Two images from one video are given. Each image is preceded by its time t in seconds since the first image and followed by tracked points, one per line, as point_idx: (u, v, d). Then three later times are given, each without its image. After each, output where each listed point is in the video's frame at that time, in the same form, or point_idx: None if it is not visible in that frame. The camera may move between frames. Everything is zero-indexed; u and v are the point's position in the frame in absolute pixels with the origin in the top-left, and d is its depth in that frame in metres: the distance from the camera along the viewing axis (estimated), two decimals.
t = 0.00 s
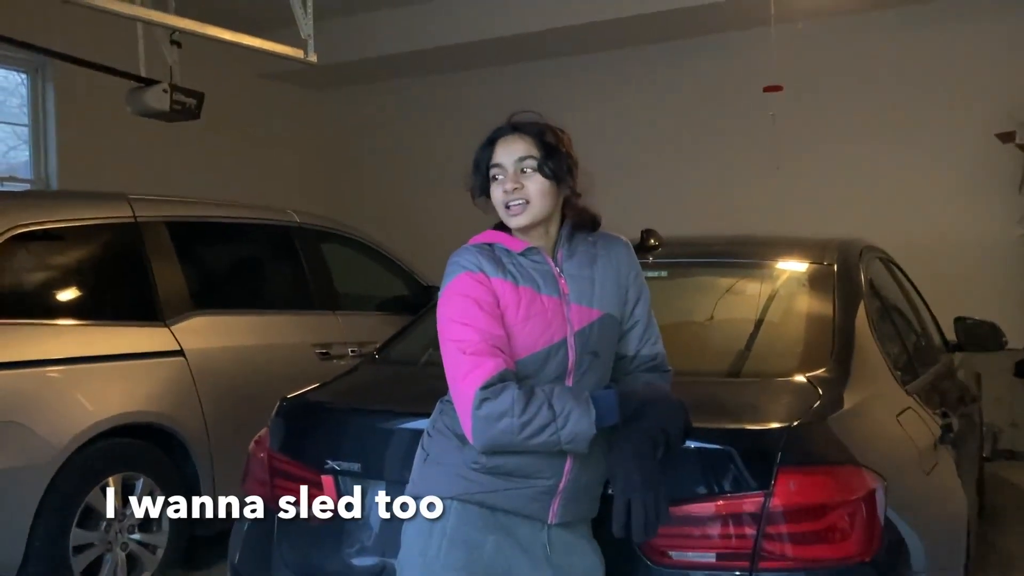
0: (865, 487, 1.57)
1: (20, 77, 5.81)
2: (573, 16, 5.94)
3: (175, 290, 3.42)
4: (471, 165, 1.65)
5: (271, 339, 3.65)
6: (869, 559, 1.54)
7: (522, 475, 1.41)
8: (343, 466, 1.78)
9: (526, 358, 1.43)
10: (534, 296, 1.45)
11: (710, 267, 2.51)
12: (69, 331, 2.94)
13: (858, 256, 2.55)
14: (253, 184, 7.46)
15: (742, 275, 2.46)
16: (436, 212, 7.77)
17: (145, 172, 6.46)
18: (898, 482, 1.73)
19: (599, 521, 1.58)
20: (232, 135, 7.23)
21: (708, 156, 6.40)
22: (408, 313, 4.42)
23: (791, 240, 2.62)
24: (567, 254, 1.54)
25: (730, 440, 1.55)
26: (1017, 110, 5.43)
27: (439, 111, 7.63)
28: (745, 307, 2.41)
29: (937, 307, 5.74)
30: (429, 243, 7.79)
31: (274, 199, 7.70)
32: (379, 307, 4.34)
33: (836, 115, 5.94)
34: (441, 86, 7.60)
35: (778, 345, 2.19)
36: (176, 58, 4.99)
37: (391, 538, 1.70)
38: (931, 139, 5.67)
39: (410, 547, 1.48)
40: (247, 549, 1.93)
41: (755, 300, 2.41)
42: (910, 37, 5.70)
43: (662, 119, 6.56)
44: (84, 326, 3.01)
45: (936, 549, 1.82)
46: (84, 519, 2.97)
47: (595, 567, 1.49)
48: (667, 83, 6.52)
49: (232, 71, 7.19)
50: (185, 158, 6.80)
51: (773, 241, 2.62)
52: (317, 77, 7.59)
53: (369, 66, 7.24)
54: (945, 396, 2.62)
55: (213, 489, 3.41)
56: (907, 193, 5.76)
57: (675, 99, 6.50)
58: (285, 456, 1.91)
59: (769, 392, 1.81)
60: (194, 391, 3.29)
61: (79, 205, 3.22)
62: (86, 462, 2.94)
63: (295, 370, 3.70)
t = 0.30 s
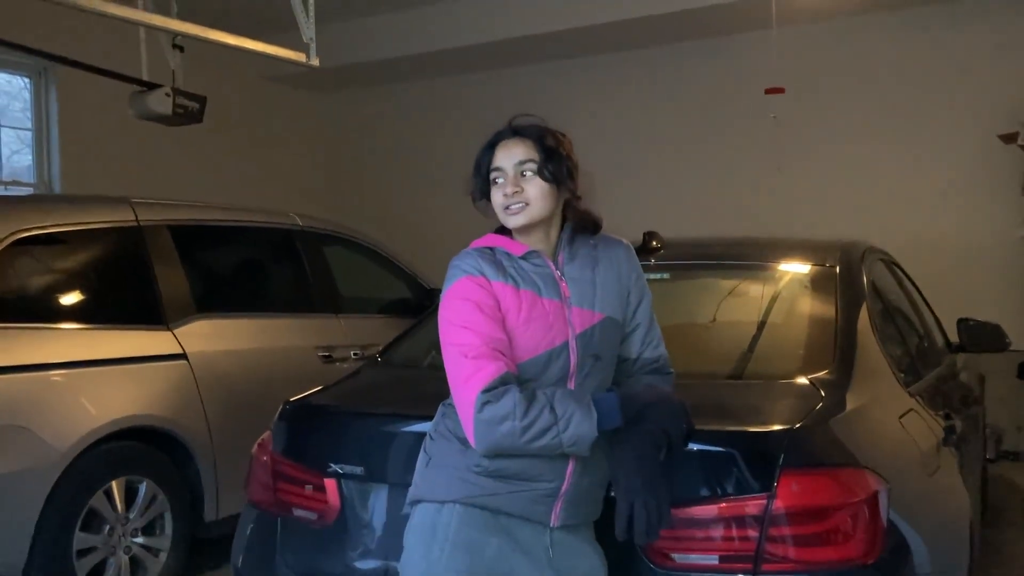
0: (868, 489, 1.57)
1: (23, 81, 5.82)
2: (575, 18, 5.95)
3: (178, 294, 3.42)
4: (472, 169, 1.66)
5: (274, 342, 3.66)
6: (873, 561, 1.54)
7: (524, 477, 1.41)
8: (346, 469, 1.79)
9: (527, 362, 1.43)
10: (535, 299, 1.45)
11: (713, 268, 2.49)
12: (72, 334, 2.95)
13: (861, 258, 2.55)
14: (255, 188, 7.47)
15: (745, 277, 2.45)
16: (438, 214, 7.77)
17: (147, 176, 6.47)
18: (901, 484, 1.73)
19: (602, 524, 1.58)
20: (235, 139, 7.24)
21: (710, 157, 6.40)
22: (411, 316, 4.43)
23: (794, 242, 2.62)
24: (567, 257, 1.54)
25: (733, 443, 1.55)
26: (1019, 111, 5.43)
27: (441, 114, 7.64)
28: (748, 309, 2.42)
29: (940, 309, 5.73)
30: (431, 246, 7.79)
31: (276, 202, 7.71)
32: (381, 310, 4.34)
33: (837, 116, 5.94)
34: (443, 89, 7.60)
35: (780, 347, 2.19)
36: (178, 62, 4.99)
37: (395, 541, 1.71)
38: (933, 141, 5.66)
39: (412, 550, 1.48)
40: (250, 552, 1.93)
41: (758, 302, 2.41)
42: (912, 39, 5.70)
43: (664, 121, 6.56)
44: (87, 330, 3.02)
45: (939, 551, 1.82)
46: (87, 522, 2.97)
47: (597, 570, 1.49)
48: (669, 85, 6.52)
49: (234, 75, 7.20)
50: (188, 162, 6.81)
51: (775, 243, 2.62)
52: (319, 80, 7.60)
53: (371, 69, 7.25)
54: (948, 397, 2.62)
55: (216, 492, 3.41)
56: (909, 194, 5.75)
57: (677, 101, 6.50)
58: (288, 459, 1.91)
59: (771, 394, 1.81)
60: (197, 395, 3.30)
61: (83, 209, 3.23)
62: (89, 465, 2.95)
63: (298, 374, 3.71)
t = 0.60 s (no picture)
0: (869, 491, 1.57)
1: (25, 85, 5.84)
2: (576, 21, 5.96)
3: (180, 297, 3.43)
4: (480, 163, 1.61)
5: (276, 346, 3.66)
6: (875, 563, 1.54)
7: (524, 480, 1.41)
8: (347, 472, 1.79)
9: (527, 365, 1.43)
10: (534, 303, 1.45)
11: (715, 271, 2.49)
12: (74, 338, 2.95)
13: (862, 260, 2.55)
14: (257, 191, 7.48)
15: (747, 280, 2.45)
16: (439, 217, 7.78)
17: (149, 179, 6.48)
18: (903, 487, 1.73)
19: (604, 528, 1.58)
20: (236, 142, 7.26)
21: (711, 160, 6.40)
22: (413, 320, 4.43)
23: (794, 244, 2.62)
24: (567, 260, 1.54)
25: (734, 445, 1.55)
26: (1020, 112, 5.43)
27: (443, 117, 7.65)
28: (751, 311, 2.42)
29: (942, 311, 5.73)
30: (432, 249, 7.80)
31: (277, 205, 7.72)
32: (383, 314, 4.34)
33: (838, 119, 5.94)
34: (445, 92, 7.61)
35: (782, 350, 2.19)
36: (179, 66, 5.01)
37: (396, 543, 1.71)
38: (934, 143, 5.66)
39: (414, 553, 1.48)
40: (252, 555, 1.93)
41: (760, 305, 2.41)
42: (912, 41, 5.70)
43: (665, 124, 6.56)
44: (89, 333, 3.02)
45: (941, 553, 1.81)
46: (89, 525, 2.98)
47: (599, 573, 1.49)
48: (670, 88, 6.52)
49: (236, 78, 7.22)
50: (189, 165, 6.82)
51: (776, 246, 2.62)
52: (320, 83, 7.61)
53: (372, 73, 7.27)
54: (951, 400, 2.62)
55: (218, 495, 3.41)
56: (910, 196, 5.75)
57: (678, 104, 6.50)
58: (290, 463, 1.92)
59: (773, 397, 1.81)
60: (199, 398, 3.30)
61: (85, 213, 3.24)
62: (92, 468, 2.95)
63: (300, 377, 3.71)
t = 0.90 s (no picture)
0: (867, 491, 1.57)
1: (24, 85, 5.84)
2: (575, 22, 5.96)
3: (179, 298, 3.43)
4: (526, 154, 1.54)
5: (275, 346, 3.66)
6: (872, 564, 1.54)
7: (522, 479, 1.41)
8: (346, 473, 1.79)
9: (529, 363, 1.44)
10: (534, 302, 1.45)
11: (713, 271, 2.49)
12: (73, 338, 2.95)
13: (860, 260, 2.55)
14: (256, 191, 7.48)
15: (745, 280, 2.45)
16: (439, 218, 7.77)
17: (148, 179, 6.48)
18: (901, 487, 1.73)
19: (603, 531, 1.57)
20: (236, 142, 7.25)
21: (711, 160, 6.39)
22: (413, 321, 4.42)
23: (793, 245, 2.62)
24: (567, 262, 1.54)
25: (732, 446, 1.55)
26: (1020, 112, 5.43)
27: (443, 117, 7.65)
28: (750, 311, 2.41)
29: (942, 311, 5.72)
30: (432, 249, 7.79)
31: (276, 206, 7.72)
32: (382, 314, 4.33)
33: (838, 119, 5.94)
34: (445, 92, 7.61)
35: (780, 350, 2.19)
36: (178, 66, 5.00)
37: (395, 545, 1.71)
38: (934, 142, 5.66)
39: (412, 554, 1.48)
40: (250, 556, 1.93)
41: (759, 305, 2.41)
42: (912, 41, 5.70)
43: (665, 123, 6.56)
44: (88, 334, 3.02)
45: (939, 554, 1.81)
46: (87, 526, 2.97)
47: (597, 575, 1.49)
48: (669, 89, 6.52)
49: (235, 78, 7.21)
50: (189, 165, 6.82)
51: (775, 246, 2.62)
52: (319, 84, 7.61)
53: (371, 73, 7.26)
54: (950, 400, 2.62)
55: (217, 496, 3.41)
56: (910, 197, 5.75)
57: (677, 104, 6.50)
58: (288, 464, 1.92)
59: (770, 398, 1.81)
60: (198, 398, 3.30)
61: (84, 213, 3.24)
62: (90, 469, 2.95)
63: (299, 377, 3.71)
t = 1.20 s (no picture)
0: (866, 487, 1.57)
1: (24, 81, 5.83)
2: (575, 18, 5.94)
3: (179, 294, 3.43)
4: (568, 155, 1.50)
5: (275, 342, 3.66)
6: (872, 560, 1.54)
7: (528, 471, 1.41)
8: (346, 468, 1.79)
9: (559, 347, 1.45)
10: (557, 292, 1.47)
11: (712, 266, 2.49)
12: (73, 334, 2.95)
13: (860, 256, 2.55)
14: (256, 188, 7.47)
15: (746, 276, 2.45)
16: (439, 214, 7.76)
17: (147, 176, 6.48)
18: (901, 483, 1.73)
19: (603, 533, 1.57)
20: (235, 139, 7.24)
21: (711, 156, 6.39)
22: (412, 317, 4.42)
23: (793, 241, 2.62)
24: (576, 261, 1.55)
25: (732, 442, 1.55)
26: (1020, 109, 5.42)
27: (443, 113, 7.64)
28: (750, 307, 2.41)
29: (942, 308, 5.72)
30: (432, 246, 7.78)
31: (276, 202, 7.71)
32: (382, 310, 4.33)
33: (838, 115, 5.93)
34: (444, 88, 7.60)
35: (780, 346, 2.19)
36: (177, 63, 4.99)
37: (395, 540, 1.71)
38: (934, 139, 5.66)
39: (418, 552, 1.47)
40: (250, 552, 1.93)
41: (758, 301, 2.41)
42: (913, 37, 5.69)
43: (665, 120, 6.55)
44: (88, 330, 3.02)
45: (939, 550, 1.82)
46: (87, 522, 2.97)
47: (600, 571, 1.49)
48: (669, 84, 6.51)
49: (234, 75, 7.20)
50: (188, 162, 6.81)
51: (774, 242, 2.62)
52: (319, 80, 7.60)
53: (371, 69, 7.25)
54: (949, 396, 2.62)
55: (217, 492, 3.41)
56: (910, 193, 5.75)
57: (677, 100, 6.49)
58: (288, 460, 1.92)
59: (770, 393, 1.81)
60: (198, 395, 3.30)
61: (84, 209, 3.24)
62: (90, 465, 2.95)
63: (299, 374, 3.71)
